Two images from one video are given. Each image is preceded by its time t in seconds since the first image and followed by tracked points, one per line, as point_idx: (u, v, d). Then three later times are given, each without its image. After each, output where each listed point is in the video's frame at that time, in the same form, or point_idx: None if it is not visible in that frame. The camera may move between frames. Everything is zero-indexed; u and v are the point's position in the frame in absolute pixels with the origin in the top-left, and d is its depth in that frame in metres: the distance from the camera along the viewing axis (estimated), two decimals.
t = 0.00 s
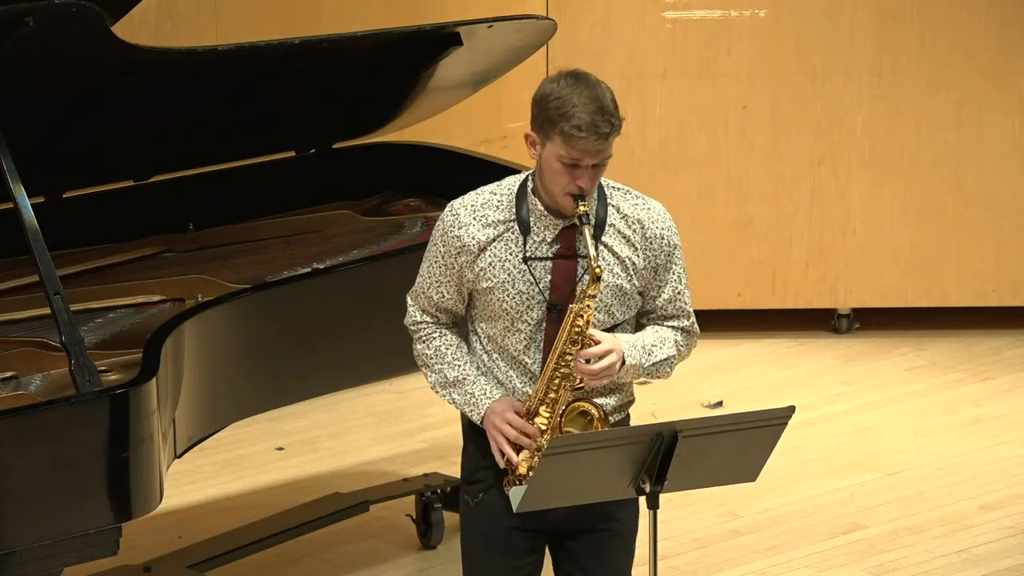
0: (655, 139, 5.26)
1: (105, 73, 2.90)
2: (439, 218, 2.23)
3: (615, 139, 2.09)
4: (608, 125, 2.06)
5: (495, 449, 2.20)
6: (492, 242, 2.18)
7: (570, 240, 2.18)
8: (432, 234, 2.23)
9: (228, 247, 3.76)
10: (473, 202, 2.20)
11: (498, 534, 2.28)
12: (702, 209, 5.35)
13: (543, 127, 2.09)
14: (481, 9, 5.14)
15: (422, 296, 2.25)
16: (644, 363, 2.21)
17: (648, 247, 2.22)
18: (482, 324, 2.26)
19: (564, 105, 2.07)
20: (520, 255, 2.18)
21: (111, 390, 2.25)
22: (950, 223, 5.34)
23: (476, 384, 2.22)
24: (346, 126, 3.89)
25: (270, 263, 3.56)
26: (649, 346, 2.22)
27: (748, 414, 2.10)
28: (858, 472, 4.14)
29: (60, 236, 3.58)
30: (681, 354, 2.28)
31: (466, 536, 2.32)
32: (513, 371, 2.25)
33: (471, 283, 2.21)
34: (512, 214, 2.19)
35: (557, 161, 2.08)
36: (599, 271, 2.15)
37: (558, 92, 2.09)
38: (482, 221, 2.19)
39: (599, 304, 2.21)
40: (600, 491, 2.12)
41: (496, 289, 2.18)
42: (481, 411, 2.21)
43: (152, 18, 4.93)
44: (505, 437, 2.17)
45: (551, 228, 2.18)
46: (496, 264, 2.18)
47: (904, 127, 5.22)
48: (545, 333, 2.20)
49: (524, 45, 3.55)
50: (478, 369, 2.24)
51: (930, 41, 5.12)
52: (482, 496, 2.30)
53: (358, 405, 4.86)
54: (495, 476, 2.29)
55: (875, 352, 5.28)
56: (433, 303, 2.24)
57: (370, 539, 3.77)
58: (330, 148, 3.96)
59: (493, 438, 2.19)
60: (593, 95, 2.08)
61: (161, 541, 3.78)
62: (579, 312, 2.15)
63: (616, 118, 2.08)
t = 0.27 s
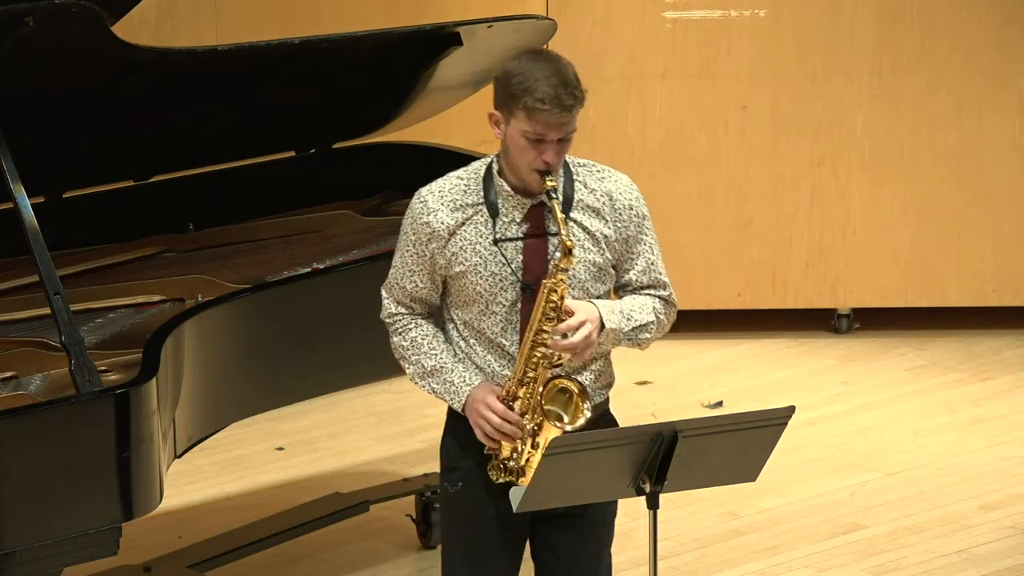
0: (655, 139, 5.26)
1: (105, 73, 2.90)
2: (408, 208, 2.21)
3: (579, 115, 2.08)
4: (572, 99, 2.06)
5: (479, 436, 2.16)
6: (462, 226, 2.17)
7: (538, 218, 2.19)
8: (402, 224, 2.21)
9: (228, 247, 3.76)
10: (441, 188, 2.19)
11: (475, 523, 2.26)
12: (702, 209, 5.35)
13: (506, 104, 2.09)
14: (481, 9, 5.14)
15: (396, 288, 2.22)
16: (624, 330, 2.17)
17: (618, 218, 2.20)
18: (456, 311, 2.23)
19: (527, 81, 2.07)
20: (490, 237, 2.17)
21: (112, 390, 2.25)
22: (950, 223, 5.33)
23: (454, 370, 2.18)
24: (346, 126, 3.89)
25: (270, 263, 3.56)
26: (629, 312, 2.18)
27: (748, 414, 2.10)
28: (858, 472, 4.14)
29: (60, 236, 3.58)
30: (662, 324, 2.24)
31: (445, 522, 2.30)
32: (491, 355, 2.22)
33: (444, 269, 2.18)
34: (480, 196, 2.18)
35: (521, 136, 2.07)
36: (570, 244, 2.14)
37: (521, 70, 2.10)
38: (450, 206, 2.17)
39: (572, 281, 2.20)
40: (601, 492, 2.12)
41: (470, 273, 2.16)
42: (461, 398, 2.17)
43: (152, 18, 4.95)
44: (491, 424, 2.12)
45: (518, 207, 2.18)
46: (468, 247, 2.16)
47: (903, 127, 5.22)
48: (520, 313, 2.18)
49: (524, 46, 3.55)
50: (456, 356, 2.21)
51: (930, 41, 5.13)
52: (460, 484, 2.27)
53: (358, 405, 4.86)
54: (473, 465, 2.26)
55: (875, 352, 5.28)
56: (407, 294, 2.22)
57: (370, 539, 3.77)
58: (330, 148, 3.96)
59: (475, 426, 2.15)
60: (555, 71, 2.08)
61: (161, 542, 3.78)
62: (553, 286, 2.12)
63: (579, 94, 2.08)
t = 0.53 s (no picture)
0: (655, 139, 5.26)
1: (105, 73, 2.90)
2: (372, 210, 2.23)
3: (535, 101, 2.10)
4: (526, 85, 2.08)
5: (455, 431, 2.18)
6: (426, 221, 2.19)
7: (501, 208, 2.19)
8: (367, 227, 2.23)
9: (227, 247, 3.76)
10: (403, 186, 2.21)
11: (455, 519, 2.27)
12: (701, 209, 5.35)
13: (462, 94, 2.10)
14: (481, 9, 5.14)
15: (364, 291, 2.24)
16: (593, 316, 2.18)
17: (581, 205, 2.22)
18: (426, 309, 2.25)
19: (480, 69, 2.09)
20: (454, 231, 2.18)
21: (111, 390, 2.25)
22: (949, 223, 5.33)
23: (426, 368, 2.20)
24: (346, 126, 3.90)
25: (270, 263, 3.56)
26: (598, 298, 2.19)
27: (747, 414, 2.10)
28: (859, 472, 4.14)
29: (60, 236, 3.58)
30: (631, 310, 2.25)
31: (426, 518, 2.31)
32: (463, 350, 2.24)
33: (411, 267, 2.20)
34: (442, 192, 2.20)
35: (479, 124, 2.09)
36: (533, 227, 2.13)
37: (475, 59, 2.11)
38: (413, 202, 2.19)
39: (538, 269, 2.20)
40: (601, 493, 2.12)
41: (436, 268, 2.18)
42: (435, 395, 2.19)
43: (152, 19, 4.96)
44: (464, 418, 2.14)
45: (480, 199, 2.19)
46: (433, 243, 2.18)
47: (903, 127, 5.22)
48: (489, 306, 2.19)
49: (524, 46, 3.55)
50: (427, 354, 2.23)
51: (929, 41, 5.13)
52: (438, 481, 2.28)
53: (358, 405, 4.86)
54: (450, 462, 2.27)
55: (874, 352, 5.28)
56: (375, 295, 2.24)
57: (370, 539, 3.77)
58: (330, 148, 3.96)
59: (451, 420, 2.17)
60: (508, 58, 2.10)
61: (162, 541, 3.78)
62: (519, 273, 2.14)
63: (534, 79, 2.10)
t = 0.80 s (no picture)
0: (654, 139, 5.27)
1: (105, 73, 2.90)
2: (345, 212, 2.25)
3: (502, 94, 2.12)
4: (493, 79, 2.10)
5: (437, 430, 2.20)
6: (399, 221, 2.20)
7: (472, 203, 2.22)
8: (341, 229, 2.25)
9: (227, 247, 3.76)
10: (375, 186, 2.22)
11: (441, 518, 2.29)
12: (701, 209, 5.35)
13: (430, 90, 2.12)
14: (481, 9, 5.14)
15: (340, 294, 2.26)
16: (570, 309, 2.19)
17: (554, 198, 2.24)
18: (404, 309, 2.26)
19: (447, 64, 2.10)
20: (428, 229, 2.20)
21: (111, 390, 2.25)
22: (949, 224, 5.34)
23: (405, 368, 2.22)
24: (345, 126, 3.90)
25: (270, 263, 3.56)
26: (573, 291, 2.21)
27: (747, 413, 2.10)
28: (858, 472, 4.14)
29: (60, 236, 3.58)
30: (607, 304, 2.27)
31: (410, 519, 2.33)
32: (443, 348, 2.25)
33: (387, 267, 2.22)
34: (413, 190, 2.21)
35: (447, 120, 2.10)
36: (505, 220, 2.15)
37: (440, 54, 2.13)
38: (386, 202, 2.21)
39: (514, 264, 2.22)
40: (601, 493, 2.12)
41: (412, 266, 2.19)
42: (415, 395, 2.20)
43: (152, 20, 4.95)
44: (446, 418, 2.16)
45: (452, 196, 2.22)
46: (407, 242, 2.19)
47: (902, 127, 5.22)
48: (466, 302, 2.20)
49: (524, 46, 3.54)
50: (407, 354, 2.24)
51: (930, 41, 5.12)
52: (422, 481, 2.30)
53: (358, 406, 4.86)
54: (432, 462, 2.29)
55: (874, 352, 5.28)
56: (352, 297, 2.25)
57: (370, 539, 3.77)
58: (330, 149, 3.96)
59: (433, 421, 2.19)
60: (474, 52, 2.12)
61: (161, 542, 3.78)
62: (493, 267, 2.16)
63: (500, 72, 2.12)
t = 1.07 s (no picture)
0: (654, 139, 5.27)
1: (105, 74, 2.90)
2: (330, 217, 2.28)
3: (486, 92, 2.14)
4: (477, 78, 2.11)
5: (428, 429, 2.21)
6: (386, 222, 2.22)
7: (461, 202, 2.24)
8: (327, 234, 2.27)
9: (227, 247, 3.76)
10: (360, 189, 2.25)
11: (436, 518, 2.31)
12: (701, 209, 5.35)
13: (415, 92, 2.13)
14: (481, 8, 5.14)
15: (328, 297, 2.28)
16: (560, 304, 2.22)
17: (539, 194, 2.27)
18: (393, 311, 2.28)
19: (430, 65, 2.11)
20: (416, 229, 2.22)
21: (111, 390, 2.25)
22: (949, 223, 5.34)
23: (396, 368, 2.23)
24: (346, 126, 3.90)
25: (271, 263, 3.56)
26: (563, 287, 2.24)
27: (748, 413, 2.10)
28: (859, 472, 4.14)
29: (60, 236, 3.58)
30: (594, 298, 2.31)
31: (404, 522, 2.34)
32: (432, 348, 2.27)
33: (374, 269, 2.24)
34: (400, 191, 2.24)
35: (434, 122, 2.12)
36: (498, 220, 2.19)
37: (423, 55, 2.14)
38: (372, 205, 2.23)
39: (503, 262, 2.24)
40: (601, 492, 2.12)
41: (400, 267, 2.21)
42: (407, 394, 2.21)
43: (152, 19, 4.96)
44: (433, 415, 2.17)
45: (440, 196, 2.23)
46: (394, 243, 2.21)
47: (902, 127, 5.22)
48: (457, 300, 2.22)
49: (525, 46, 3.54)
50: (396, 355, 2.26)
51: (930, 41, 5.12)
52: (415, 481, 2.32)
53: (359, 405, 4.86)
54: (424, 461, 2.31)
55: (874, 352, 5.28)
56: (340, 300, 2.27)
57: (371, 539, 3.77)
58: (330, 149, 3.96)
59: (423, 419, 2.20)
60: (457, 51, 2.12)
61: (162, 542, 3.78)
62: (486, 266, 2.20)
63: (483, 70, 2.13)
